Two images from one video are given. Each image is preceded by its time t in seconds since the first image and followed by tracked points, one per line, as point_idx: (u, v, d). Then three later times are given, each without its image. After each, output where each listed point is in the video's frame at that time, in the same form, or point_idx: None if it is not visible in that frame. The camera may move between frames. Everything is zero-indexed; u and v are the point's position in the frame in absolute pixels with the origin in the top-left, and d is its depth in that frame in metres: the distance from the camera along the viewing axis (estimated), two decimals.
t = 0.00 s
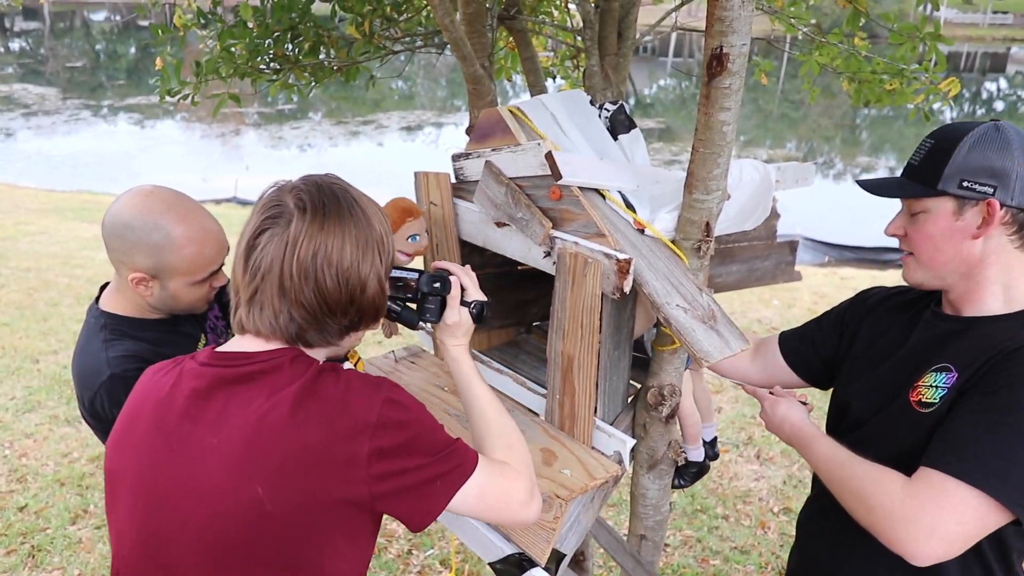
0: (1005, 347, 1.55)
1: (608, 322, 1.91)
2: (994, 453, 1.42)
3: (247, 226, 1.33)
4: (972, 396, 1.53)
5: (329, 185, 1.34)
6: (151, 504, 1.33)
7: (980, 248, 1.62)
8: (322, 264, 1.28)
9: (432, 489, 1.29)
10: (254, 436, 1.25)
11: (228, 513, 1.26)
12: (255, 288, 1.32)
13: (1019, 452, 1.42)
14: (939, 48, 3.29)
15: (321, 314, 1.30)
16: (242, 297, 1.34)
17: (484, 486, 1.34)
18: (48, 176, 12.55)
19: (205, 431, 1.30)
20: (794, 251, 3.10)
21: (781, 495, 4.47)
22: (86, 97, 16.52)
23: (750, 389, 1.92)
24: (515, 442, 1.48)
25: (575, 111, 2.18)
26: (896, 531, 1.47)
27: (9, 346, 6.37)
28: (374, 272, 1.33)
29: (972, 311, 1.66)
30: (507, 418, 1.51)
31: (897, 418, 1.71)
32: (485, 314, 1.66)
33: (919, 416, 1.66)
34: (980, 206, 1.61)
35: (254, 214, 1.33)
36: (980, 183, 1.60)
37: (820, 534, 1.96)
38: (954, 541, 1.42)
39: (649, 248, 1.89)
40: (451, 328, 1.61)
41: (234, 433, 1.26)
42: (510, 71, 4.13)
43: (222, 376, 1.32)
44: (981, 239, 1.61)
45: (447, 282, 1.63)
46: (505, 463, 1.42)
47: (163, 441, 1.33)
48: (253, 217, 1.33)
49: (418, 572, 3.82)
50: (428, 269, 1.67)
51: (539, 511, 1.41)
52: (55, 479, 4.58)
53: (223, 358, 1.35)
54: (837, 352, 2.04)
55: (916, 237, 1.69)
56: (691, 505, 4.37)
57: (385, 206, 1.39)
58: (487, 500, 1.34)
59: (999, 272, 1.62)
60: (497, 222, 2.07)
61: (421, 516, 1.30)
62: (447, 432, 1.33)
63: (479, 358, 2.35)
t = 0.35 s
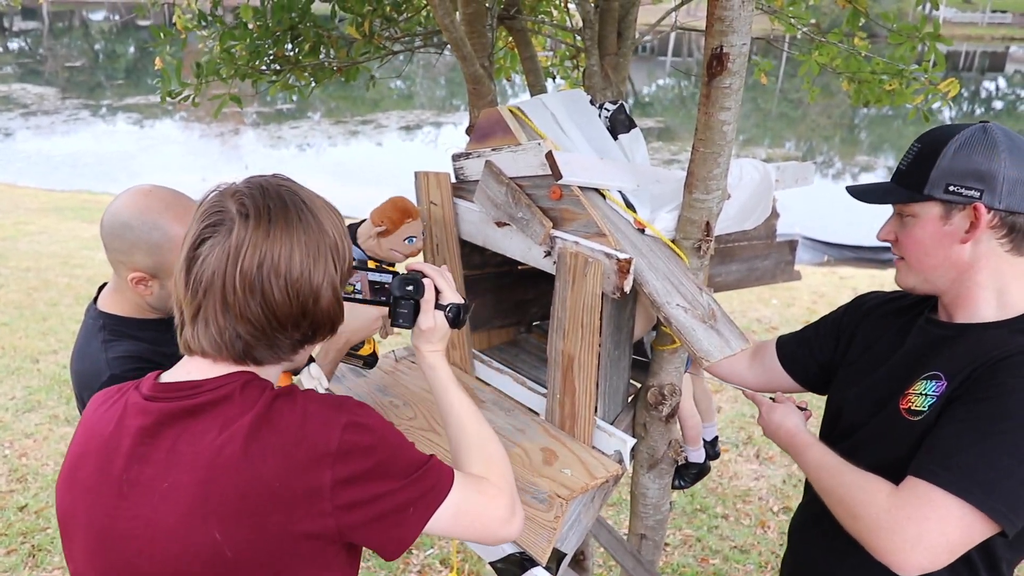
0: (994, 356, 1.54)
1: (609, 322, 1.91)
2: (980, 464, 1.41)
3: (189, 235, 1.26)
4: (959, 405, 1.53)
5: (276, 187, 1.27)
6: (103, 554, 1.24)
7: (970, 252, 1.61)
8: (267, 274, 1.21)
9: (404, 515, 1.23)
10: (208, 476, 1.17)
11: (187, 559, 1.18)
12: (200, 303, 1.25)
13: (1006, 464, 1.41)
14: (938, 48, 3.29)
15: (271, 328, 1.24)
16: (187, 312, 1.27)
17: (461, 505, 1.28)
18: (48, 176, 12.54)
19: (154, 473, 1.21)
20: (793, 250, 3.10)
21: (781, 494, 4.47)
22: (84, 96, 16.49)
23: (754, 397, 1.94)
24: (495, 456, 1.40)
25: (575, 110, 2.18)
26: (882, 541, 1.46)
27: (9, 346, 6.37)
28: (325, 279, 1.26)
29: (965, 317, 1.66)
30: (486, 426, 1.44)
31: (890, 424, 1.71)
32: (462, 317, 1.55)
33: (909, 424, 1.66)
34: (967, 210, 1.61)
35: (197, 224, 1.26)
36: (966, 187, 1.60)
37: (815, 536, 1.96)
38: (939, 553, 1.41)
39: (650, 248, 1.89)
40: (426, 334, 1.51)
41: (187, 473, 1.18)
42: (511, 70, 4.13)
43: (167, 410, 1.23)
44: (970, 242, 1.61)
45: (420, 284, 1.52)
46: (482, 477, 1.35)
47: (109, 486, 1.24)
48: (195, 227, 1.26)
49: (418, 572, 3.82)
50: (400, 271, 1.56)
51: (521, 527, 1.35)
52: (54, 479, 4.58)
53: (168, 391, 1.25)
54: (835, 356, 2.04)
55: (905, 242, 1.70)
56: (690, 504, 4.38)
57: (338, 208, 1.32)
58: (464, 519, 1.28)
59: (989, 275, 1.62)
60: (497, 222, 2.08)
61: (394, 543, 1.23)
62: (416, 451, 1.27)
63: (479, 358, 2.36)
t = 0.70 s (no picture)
0: (984, 362, 1.54)
1: (611, 324, 1.92)
2: (963, 470, 1.41)
3: (178, 246, 1.26)
4: (947, 411, 1.53)
5: (264, 194, 1.26)
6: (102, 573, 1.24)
7: (961, 256, 1.62)
8: (256, 284, 1.20)
9: (406, 533, 1.21)
10: (202, 497, 1.17)
11: None
12: (190, 315, 1.24)
13: (989, 471, 1.40)
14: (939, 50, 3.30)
15: (263, 341, 1.23)
16: (179, 325, 1.27)
17: (466, 521, 1.26)
18: (49, 176, 12.55)
19: (149, 494, 1.20)
20: (795, 252, 3.10)
21: (781, 496, 4.48)
22: (85, 97, 16.49)
23: (751, 398, 1.94)
24: (503, 469, 1.38)
25: (577, 113, 2.19)
26: (866, 546, 1.47)
27: (10, 346, 6.38)
28: (318, 287, 1.24)
29: (957, 323, 1.66)
30: (495, 439, 1.42)
31: (880, 430, 1.71)
32: (468, 324, 1.55)
33: (898, 429, 1.66)
34: (955, 215, 1.62)
35: (186, 234, 1.25)
36: (955, 192, 1.61)
37: (811, 538, 1.95)
38: (923, 558, 1.41)
39: (652, 251, 1.89)
40: (431, 341, 1.50)
41: (183, 494, 1.18)
42: (513, 73, 4.15)
43: (162, 428, 1.22)
44: (960, 246, 1.61)
45: (425, 290, 1.54)
46: (489, 491, 1.33)
47: (106, 506, 1.24)
48: (185, 237, 1.25)
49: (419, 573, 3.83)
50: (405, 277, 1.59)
51: (530, 540, 1.35)
52: (56, 479, 4.58)
53: (163, 409, 1.25)
54: (832, 359, 2.04)
55: (899, 247, 1.71)
56: (691, 506, 4.38)
57: (331, 213, 1.31)
58: (470, 535, 1.26)
59: (981, 280, 1.62)
60: (500, 224, 2.09)
61: (398, 562, 1.22)
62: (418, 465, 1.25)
63: (481, 359, 2.37)
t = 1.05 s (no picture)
0: (975, 366, 1.55)
1: (610, 328, 1.93)
2: (956, 474, 1.42)
3: (201, 261, 1.27)
4: (939, 416, 1.53)
5: (287, 207, 1.27)
6: None
7: (951, 260, 1.63)
8: (281, 297, 1.21)
9: (427, 549, 1.22)
10: (220, 518, 1.16)
11: None
12: (214, 330, 1.26)
13: (983, 474, 1.41)
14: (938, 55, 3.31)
15: (286, 355, 1.24)
16: (202, 340, 1.28)
17: (486, 534, 1.27)
18: (48, 177, 12.54)
19: (168, 514, 1.20)
20: (793, 256, 3.11)
21: (780, 498, 4.48)
22: (84, 98, 16.49)
23: (751, 403, 1.96)
24: (522, 478, 1.40)
25: (577, 116, 2.20)
26: (864, 550, 1.48)
27: (9, 347, 6.38)
28: (341, 300, 1.26)
29: (949, 326, 1.67)
30: (515, 451, 1.44)
31: (873, 435, 1.72)
32: (483, 332, 1.57)
33: (891, 432, 1.66)
34: (946, 219, 1.63)
35: (210, 247, 1.26)
36: (945, 197, 1.62)
37: (808, 540, 1.96)
38: (920, 562, 1.42)
39: (650, 254, 1.90)
40: (448, 351, 1.53)
41: (200, 515, 1.17)
42: (512, 75, 4.16)
43: (181, 447, 1.22)
44: (952, 250, 1.62)
45: (440, 299, 1.55)
46: (508, 502, 1.34)
47: (126, 525, 1.24)
48: (208, 251, 1.26)
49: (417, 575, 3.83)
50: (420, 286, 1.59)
51: (551, 550, 1.36)
52: (55, 481, 4.58)
53: (180, 428, 1.24)
54: (828, 362, 2.05)
55: (892, 251, 1.72)
56: (689, 508, 4.39)
57: (353, 225, 1.32)
58: (493, 548, 1.27)
59: (972, 283, 1.63)
60: (501, 227, 2.10)
61: None
62: (436, 480, 1.25)
63: (481, 361, 2.38)
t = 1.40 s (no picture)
0: (965, 363, 1.57)
1: (607, 328, 1.94)
2: (952, 472, 1.43)
3: (219, 254, 1.26)
4: (931, 414, 1.54)
5: (305, 204, 1.28)
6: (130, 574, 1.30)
7: (940, 260, 1.64)
8: (306, 293, 1.23)
9: (425, 541, 1.22)
10: (217, 508, 1.19)
11: None
12: (234, 322, 1.26)
13: (978, 470, 1.42)
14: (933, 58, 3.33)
15: (308, 347, 1.26)
16: (220, 332, 1.28)
17: (485, 527, 1.27)
18: (46, 179, 12.52)
19: (172, 503, 1.23)
20: (790, 257, 3.13)
21: (777, 499, 4.49)
22: (82, 99, 16.46)
23: (747, 410, 1.97)
24: (522, 475, 1.40)
25: (574, 118, 2.21)
26: (864, 551, 1.49)
27: (7, 349, 6.37)
28: (359, 295, 1.28)
29: (940, 323, 1.68)
30: (516, 445, 1.44)
31: (865, 432, 1.73)
32: (481, 327, 1.56)
33: (884, 429, 1.67)
34: (934, 219, 1.64)
35: (228, 240, 1.26)
36: (933, 197, 1.63)
37: (802, 538, 1.97)
38: (921, 560, 1.43)
39: (647, 254, 1.91)
40: (447, 343, 1.52)
41: (202, 505, 1.20)
42: (510, 78, 4.17)
43: (185, 436, 1.25)
44: (939, 249, 1.63)
45: (440, 292, 1.53)
46: (506, 494, 1.35)
47: (134, 512, 1.29)
48: (228, 244, 1.26)
49: None
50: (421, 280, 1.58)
51: (549, 542, 1.37)
52: (53, 483, 4.58)
53: (188, 417, 1.28)
54: (821, 362, 2.06)
55: (883, 252, 1.73)
56: (687, 509, 4.40)
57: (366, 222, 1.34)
58: (491, 540, 1.28)
59: (961, 283, 1.64)
60: (498, 228, 2.11)
61: (415, 569, 1.23)
62: (434, 473, 1.25)
63: (478, 362, 2.39)
